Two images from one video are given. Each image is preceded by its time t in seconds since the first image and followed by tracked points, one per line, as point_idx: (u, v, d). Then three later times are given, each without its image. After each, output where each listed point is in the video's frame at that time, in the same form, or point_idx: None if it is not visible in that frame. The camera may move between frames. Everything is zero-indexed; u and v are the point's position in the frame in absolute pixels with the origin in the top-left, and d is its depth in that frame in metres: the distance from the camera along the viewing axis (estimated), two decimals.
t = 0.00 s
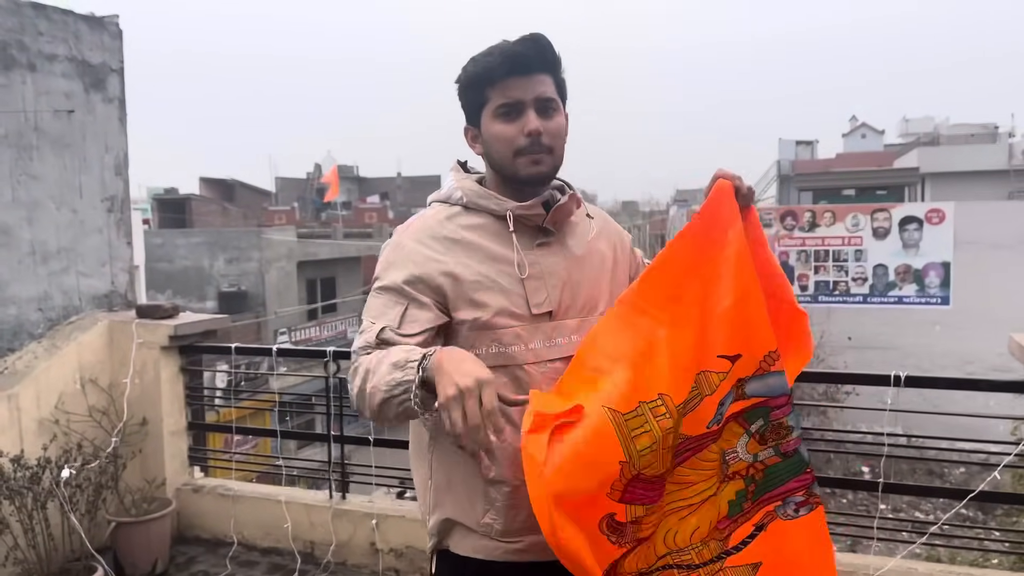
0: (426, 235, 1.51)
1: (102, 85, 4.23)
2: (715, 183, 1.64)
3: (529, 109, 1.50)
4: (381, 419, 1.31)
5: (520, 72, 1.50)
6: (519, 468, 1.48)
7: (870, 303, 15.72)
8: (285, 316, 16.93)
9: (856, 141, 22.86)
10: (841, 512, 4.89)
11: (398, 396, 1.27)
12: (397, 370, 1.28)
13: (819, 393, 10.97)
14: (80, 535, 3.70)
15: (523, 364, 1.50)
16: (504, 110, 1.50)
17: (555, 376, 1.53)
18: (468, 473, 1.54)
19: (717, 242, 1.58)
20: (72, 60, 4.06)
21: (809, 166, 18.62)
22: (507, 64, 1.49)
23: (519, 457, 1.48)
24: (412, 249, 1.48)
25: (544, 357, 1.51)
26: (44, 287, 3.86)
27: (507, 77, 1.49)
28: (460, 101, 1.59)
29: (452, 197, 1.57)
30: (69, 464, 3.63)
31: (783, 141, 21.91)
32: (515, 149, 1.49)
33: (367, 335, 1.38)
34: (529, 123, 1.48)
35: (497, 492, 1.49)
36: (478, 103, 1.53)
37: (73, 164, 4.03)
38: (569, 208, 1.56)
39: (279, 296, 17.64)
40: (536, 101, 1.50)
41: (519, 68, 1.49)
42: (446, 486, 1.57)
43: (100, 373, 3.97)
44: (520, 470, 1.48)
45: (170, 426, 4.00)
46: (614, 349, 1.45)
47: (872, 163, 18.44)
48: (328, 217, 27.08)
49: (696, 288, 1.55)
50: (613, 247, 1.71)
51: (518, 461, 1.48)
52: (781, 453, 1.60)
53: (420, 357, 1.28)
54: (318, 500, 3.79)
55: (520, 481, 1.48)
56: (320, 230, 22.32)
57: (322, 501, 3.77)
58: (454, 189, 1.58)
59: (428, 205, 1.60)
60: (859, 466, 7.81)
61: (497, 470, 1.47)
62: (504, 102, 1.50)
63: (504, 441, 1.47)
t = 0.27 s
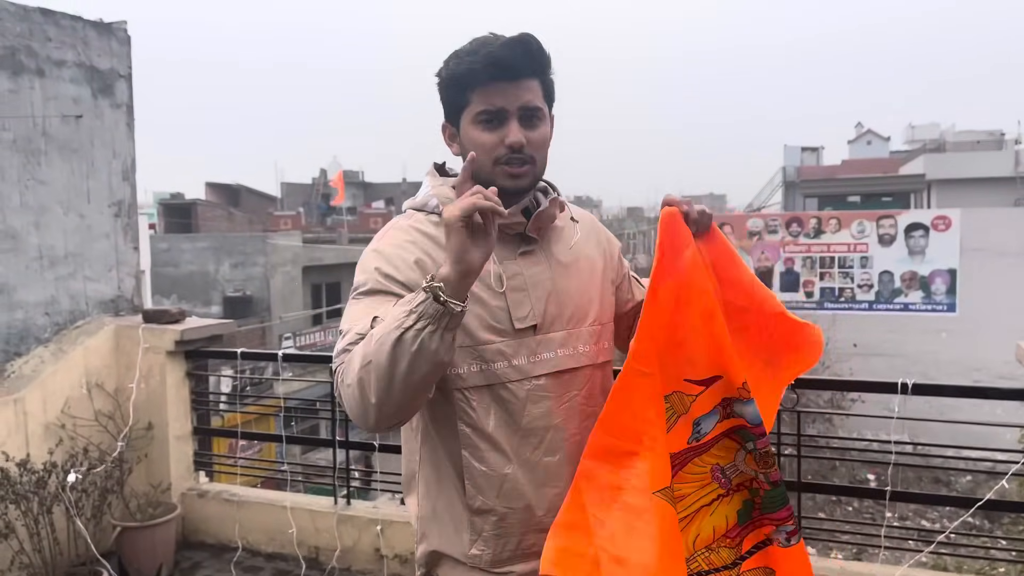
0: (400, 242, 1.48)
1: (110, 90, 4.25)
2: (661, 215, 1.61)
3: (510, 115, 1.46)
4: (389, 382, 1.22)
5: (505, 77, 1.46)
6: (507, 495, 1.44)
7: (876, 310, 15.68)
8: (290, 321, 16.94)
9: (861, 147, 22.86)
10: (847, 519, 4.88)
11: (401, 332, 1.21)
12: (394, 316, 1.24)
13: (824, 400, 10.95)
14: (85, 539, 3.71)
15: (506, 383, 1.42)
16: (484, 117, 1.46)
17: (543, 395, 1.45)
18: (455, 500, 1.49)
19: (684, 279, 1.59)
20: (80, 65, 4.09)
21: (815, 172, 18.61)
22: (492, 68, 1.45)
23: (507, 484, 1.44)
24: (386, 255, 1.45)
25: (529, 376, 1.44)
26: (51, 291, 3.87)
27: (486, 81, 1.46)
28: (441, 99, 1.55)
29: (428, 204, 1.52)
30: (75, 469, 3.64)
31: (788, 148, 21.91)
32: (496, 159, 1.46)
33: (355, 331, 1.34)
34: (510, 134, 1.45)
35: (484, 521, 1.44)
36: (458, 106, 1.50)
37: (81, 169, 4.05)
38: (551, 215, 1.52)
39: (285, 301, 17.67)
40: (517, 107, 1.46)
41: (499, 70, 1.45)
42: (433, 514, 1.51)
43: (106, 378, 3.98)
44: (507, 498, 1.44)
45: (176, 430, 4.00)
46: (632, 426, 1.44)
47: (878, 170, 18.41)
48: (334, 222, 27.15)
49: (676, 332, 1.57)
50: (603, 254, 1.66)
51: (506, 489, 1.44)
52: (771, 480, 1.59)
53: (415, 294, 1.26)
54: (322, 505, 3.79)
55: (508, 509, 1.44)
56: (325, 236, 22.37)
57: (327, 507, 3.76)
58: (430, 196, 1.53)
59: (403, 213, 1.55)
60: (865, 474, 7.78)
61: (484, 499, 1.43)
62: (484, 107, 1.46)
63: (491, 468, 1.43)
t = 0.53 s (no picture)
0: (410, 258, 1.48)
1: (124, 99, 4.29)
2: (653, 261, 1.63)
3: (519, 128, 1.46)
4: (423, 439, 1.24)
5: (512, 90, 1.47)
6: (519, 516, 1.43)
7: (886, 320, 15.61)
8: (299, 329, 16.98)
9: (871, 156, 22.80)
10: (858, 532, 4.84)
11: (440, 401, 1.21)
12: (429, 375, 1.23)
13: (834, 410, 10.89)
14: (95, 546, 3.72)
15: (519, 403, 1.42)
16: (492, 129, 1.47)
17: (556, 414, 1.46)
18: (465, 521, 1.46)
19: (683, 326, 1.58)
20: (94, 75, 4.13)
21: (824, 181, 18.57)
22: (499, 80, 1.46)
23: (520, 505, 1.43)
24: (396, 272, 1.45)
25: (542, 395, 1.44)
26: (64, 299, 3.90)
27: (495, 93, 1.47)
28: (450, 113, 1.57)
29: (438, 220, 1.55)
30: (86, 475, 3.66)
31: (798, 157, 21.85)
32: (504, 172, 1.46)
33: (382, 364, 1.32)
34: (518, 146, 1.45)
35: (497, 542, 1.43)
36: (467, 118, 1.51)
37: (93, 177, 4.08)
38: (563, 231, 1.54)
39: (294, 309, 17.72)
40: (526, 120, 1.47)
41: (508, 81, 1.46)
42: (440, 536, 1.46)
43: (117, 385, 4.01)
44: (520, 519, 1.43)
45: (186, 437, 4.02)
46: (646, 484, 1.45)
47: (888, 179, 18.36)
48: (343, 230, 27.23)
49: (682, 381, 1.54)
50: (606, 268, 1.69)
51: (519, 510, 1.43)
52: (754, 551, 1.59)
53: (453, 354, 1.24)
54: (331, 513, 3.80)
55: (521, 529, 1.43)
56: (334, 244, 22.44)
57: (335, 515, 3.77)
58: (440, 211, 1.55)
59: (412, 228, 1.57)
60: (875, 485, 7.73)
61: (496, 519, 1.42)
62: (492, 119, 1.47)
63: (503, 488, 1.42)
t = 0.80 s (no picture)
0: (419, 266, 1.48)
1: (138, 110, 4.33)
2: (699, 265, 1.62)
3: (528, 124, 1.48)
4: (433, 461, 1.25)
5: (518, 87, 1.49)
6: (525, 529, 1.43)
7: (898, 332, 15.52)
8: (309, 338, 17.01)
9: (882, 167, 22.72)
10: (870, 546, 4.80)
11: (454, 428, 1.21)
12: (441, 401, 1.23)
13: (845, 423, 10.82)
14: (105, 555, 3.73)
15: (527, 414, 1.42)
16: (502, 128, 1.48)
17: (565, 427, 1.46)
18: (470, 532, 1.47)
19: (707, 334, 1.57)
20: (109, 86, 4.17)
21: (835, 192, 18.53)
22: (506, 77, 1.48)
23: (526, 517, 1.43)
24: (405, 280, 1.45)
25: (550, 407, 1.44)
26: (77, 307, 3.93)
27: (504, 91, 1.48)
28: (458, 118, 1.58)
29: (450, 229, 1.55)
30: (97, 484, 3.68)
31: (809, 168, 21.80)
32: (515, 169, 1.46)
33: (390, 378, 1.33)
34: (527, 141, 1.46)
35: (503, 554, 1.43)
36: (476, 119, 1.52)
37: (107, 187, 4.11)
38: (575, 241, 1.54)
39: (304, 318, 17.76)
40: (534, 116, 1.48)
41: (516, 78, 1.48)
42: (445, 546, 1.46)
43: (129, 394, 4.02)
44: (526, 532, 1.43)
45: (196, 446, 4.03)
46: (653, 483, 1.43)
47: (900, 190, 18.29)
48: (354, 240, 27.31)
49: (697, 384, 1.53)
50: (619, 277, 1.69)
51: (525, 522, 1.43)
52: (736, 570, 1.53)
53: (466, 378, 1.24)
54: (340, 523, 3.80)
55: (527, 542, 1.43)
56: (344, 253, 22.50)
57: (345, 525, 3.77)
58: (452, 221, 1.56)
59: (425, 236, 1.58)
60: (887, 498, 7.67)
61: (502, 531, 1.43)
62: (502, 118, 1.48)
63: (510, 500, 1.43)
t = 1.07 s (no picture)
0: (427, 271, 1.50)
1: (150, 119, 4.36)
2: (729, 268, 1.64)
3: (527, 135, 1.49)
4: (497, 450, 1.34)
5: (520, 97, 1.49)
6: (522, 535, 1.43)
7: (908, 342, 15.45)
8: (316, 346, 17.03)
9: (892, 178, 22.66)
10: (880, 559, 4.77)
11: (532, 416, 1.34)
12: (517, 392, 1.33)
13: (855, 433, 10.76)
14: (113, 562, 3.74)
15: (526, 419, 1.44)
16: (501, 138, 1.49)
17: (567, 433, 1.46)
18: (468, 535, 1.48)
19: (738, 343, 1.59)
20: (121, 95, 4.21)
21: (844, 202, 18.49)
22: (507, 86, 1.48)
23: (524, 523, 1.43)
24: (412, 286, 1.46)
25: (547, 412, 1.45)
26: (88, 314, 3.95)
27: (503, 100, 1.49)
28: (458, 123, 1.59)
29: (449, 237, 1.56)
30: (106, 491, 3.70)
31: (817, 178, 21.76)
32: (512, 180, 1.48)
33: (434, 371, 1.34)
34: (526, 153, 1.47)
35: (499, 560, 1.43)
36: (475, 127, 1.53)
37: (119, 196, 4.14)
38: (574, 248, 1.53)
39: (312, 326, 17.79)
40: (533, 127, 1.49)
41: (515, 88, 1.48)
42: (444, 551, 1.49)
43: (138, 401, 4.04)
44: (523, 537, 1.43)
45: (205, 454, 4.03)
46: (702, 488, 1.46)
47: (909, 201, 18.24)
48: (362, 248, 27.38)
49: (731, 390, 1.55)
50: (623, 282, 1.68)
51: (522, 528, 1.43)
52: None
53: (532, 369, 1.36)
54: (347, 532, 3.80)
55: (524, 548, 1.43)
56: (353, 262, 22.55)
57: (352, 534, 3.77)
58: (452, 228, 1.56)
59: (425, 244, 1.58)
60: (897, 510, 7.62)
61: (499, 536, 1.43)
62: (501, 127, 1.49)
63: (508, 505, 1.44)
